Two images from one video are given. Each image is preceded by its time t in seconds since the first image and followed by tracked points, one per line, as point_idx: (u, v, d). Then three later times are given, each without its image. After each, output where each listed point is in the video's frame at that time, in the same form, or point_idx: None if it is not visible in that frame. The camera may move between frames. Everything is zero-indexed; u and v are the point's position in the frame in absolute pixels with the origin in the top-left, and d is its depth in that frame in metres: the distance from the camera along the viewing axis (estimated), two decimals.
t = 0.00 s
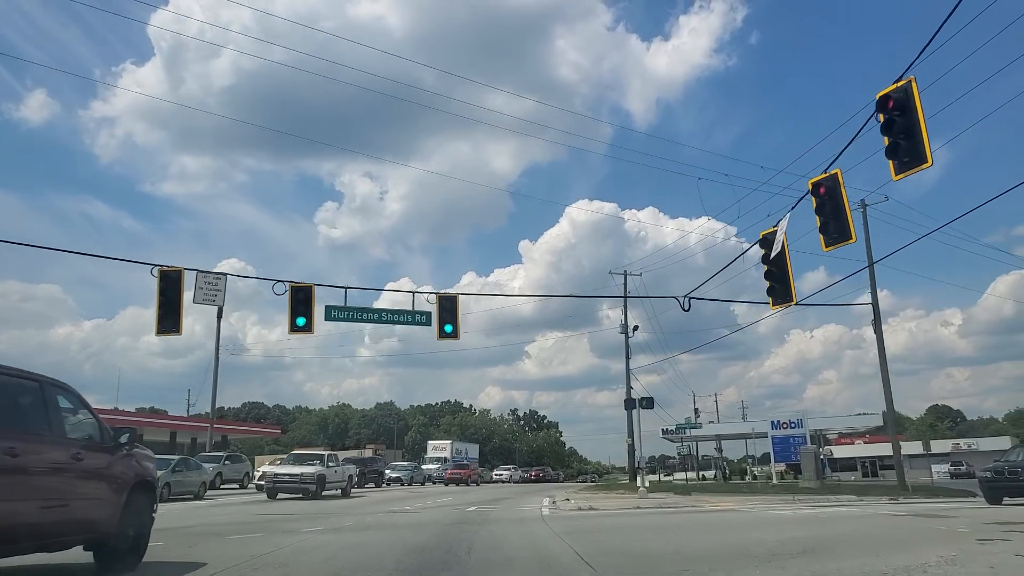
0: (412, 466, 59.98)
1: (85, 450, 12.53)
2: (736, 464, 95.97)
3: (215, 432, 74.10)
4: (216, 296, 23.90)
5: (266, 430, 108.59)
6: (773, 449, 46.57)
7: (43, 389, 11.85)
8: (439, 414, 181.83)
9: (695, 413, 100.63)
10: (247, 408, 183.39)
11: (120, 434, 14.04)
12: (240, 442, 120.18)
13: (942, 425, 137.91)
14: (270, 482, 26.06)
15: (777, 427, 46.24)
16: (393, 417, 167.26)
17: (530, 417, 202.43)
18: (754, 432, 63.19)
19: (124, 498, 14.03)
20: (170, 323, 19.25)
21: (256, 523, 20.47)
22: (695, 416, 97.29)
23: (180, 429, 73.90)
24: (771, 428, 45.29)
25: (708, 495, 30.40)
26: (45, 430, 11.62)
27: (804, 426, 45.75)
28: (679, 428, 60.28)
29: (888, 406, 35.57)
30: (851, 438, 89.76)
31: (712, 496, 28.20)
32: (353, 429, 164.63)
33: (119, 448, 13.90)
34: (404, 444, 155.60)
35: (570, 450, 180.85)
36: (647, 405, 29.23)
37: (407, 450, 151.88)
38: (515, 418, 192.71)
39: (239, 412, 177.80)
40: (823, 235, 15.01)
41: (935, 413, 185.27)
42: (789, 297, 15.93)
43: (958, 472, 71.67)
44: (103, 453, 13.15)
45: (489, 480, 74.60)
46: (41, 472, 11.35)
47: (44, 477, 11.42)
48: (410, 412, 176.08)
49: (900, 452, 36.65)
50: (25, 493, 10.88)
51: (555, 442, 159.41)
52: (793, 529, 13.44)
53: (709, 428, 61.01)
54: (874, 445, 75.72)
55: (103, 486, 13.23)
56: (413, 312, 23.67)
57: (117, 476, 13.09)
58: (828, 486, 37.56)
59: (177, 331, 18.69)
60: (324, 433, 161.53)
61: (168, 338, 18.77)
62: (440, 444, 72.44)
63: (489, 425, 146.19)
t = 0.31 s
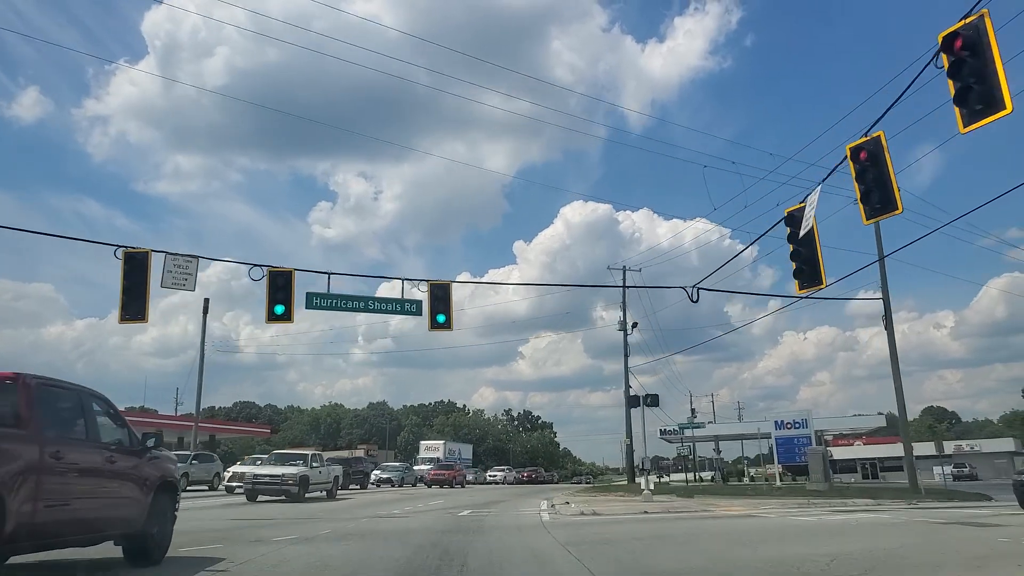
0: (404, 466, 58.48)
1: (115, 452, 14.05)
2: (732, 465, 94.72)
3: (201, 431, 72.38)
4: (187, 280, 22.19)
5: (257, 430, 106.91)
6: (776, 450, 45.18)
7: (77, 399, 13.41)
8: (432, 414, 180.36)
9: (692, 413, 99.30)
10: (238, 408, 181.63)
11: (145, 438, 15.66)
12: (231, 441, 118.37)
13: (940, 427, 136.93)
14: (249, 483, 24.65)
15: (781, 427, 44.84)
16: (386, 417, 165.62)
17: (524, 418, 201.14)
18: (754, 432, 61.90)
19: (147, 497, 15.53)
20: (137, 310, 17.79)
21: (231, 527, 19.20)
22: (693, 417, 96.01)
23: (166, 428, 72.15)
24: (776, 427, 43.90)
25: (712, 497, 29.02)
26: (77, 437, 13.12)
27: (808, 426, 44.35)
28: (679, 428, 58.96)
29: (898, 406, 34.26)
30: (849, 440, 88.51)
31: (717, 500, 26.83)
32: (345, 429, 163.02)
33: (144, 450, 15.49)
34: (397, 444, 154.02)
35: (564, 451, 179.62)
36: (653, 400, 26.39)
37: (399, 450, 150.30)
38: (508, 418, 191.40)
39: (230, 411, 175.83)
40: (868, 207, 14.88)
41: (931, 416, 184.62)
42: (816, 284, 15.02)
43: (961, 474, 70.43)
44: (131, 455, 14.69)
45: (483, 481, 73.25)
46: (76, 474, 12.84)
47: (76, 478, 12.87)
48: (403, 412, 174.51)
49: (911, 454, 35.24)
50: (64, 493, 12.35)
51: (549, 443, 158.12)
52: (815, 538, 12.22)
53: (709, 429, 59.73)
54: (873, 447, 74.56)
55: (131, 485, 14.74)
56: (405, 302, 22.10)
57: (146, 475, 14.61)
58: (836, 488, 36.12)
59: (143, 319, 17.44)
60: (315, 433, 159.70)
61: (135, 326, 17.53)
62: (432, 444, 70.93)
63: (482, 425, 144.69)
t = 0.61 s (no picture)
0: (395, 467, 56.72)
1: (149, 454, 14.96)
2: (730, 465, 93.01)
3: (188, 431, 70.46)
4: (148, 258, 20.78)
5: (246, 429, 104.86)
6: (781, 449, 43.43)
7: (115, 405, 14.42)
8: (426, 414, 178.44)
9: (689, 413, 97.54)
10: (229, 407, 179.56)
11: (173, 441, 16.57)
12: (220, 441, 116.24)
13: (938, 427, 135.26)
14: (227, 484, 22.95)
15: (787, 426, 43.12)
16: (379, 416, 163.63)
17: (519, 418, 199.25)
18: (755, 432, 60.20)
19: (173, 497, 16.47)
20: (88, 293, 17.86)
21: (203, 540, 17.54)
22: (690, 416, 94.36)
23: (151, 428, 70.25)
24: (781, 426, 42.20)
25: (719, 501, 27.34)
26: (117, 439, 14.15)
27: (815, 425, 42.58)
28: (679, 426, 57.20)
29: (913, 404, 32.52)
30: (850, 440, 86.81)
31: (726, 502, 25.17)
32: (337, 429, 160.96)
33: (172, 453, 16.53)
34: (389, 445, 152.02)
35: (558, 452, 177.90)
36: (659, 395, 23.80)
37: (391, 450, 148.30)
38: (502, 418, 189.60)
39: (221, 411, 173.68)
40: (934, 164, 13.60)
41: (928, 416, 183.11)
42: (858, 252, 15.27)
43: (966, 474, 68.77)
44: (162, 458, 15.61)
45: (476, 482, 71.59)
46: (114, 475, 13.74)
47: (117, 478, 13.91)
48: (396, 411, 172.61)
49: (927, 454, 33.44)
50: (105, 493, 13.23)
51: (543, 443, 156.28)
52: (857, 564, 10.61)
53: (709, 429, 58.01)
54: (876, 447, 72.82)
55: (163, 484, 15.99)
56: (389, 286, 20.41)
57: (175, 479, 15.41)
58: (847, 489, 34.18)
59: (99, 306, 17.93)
60: (307, 433, 157.55)
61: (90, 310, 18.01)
62: (424, 444, 69.15)
63: (475, 425, 142.69)
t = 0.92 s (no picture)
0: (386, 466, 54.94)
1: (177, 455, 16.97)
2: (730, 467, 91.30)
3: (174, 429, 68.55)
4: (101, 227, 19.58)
5: (235, 428, 102.86)
6: (788, 451, 41.71)
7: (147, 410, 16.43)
8: (420, 414, 176.51)
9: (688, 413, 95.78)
10: (220, 405, 177.19)
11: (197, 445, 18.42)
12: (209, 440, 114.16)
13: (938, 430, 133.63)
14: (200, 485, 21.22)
15: (795, 426, 41.39)
16: (372, 416, 161.66)
17: (514, 418, 197.41)
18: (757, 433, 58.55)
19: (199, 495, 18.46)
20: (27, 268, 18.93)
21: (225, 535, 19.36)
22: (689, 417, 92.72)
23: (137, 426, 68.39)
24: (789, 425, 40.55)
25: (730, 503, 25.71)
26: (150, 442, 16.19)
27: (825, 426, 40.89)
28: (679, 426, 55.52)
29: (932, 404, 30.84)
30: (852, 441, 85.13)
31: (738, 505, 23.57)
32: (330, 428, 158.95)
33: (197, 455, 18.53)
34: (382, 445, 150.09)
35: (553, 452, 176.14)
36: (670, 391, 21.49)
37: (384, 450, 146.38)
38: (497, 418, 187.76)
39: (212, 409, 171.53)
40: None
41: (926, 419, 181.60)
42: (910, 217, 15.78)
43: (972, 477, 67.20)
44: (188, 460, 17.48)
45: (470, 482, 69.80)
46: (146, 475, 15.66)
47: (151, 477, 15.92)
48: (389, 411, 170.55)
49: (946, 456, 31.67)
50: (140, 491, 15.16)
51: (538, 443, 154.48)
52: None
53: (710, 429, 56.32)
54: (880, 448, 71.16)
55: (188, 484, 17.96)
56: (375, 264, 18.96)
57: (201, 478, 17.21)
58: (863, 493, 32.29)
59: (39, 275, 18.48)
60: (299, 432, 155.51)
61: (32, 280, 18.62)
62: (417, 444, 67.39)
63: (470, 425, 140.80)
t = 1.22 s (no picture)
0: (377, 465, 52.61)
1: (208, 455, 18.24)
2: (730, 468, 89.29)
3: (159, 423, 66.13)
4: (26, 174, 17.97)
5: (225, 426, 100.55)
6: (800, 452, 39.57)
7: (180, 412, 17.55)
8: (414, 413, 174.32)
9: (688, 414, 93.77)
10: (211, 403, 174.74)
11: (224, 446, 19.76)
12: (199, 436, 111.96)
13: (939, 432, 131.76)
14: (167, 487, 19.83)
15: (807, 426, 39.24)
16: (365, 414, 159.55)
17: (509, 417, 195.44)
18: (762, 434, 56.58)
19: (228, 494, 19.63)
20: None
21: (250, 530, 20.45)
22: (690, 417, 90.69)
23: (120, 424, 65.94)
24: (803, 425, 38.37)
25: (748, 508, 23.61)
26: (184, 442, 17.32)
27: (839, 426, 38.75)
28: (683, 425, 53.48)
29: (962, 400, 28.71)
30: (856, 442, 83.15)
31: (760, 510, 21.45)
32: (323, 427, 156.66)
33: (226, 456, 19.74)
34: (375, 444, 147.87)
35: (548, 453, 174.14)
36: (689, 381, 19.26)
37: (377, 449, 144.19)
38: (492, 417, 185.74)
39: (204, 406, 169.28)
40: None
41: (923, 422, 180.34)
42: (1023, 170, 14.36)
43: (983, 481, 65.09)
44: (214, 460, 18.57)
45: (465, 483, 67.59)
46: (181, 474, 16.73)
47: (188, 476, 17.04)
48: (383, 410, 167.95)
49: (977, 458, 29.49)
50: (177, 488, 16.22)
51: (533, 443, 152.42)
52: None
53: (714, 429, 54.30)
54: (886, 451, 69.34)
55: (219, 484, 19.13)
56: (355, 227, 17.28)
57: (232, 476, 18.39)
58: (886, 497, 30.06)
59: None
60: (291, 430, 153.25)
61: None
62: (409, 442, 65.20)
63: (464, 423, 138.78)
